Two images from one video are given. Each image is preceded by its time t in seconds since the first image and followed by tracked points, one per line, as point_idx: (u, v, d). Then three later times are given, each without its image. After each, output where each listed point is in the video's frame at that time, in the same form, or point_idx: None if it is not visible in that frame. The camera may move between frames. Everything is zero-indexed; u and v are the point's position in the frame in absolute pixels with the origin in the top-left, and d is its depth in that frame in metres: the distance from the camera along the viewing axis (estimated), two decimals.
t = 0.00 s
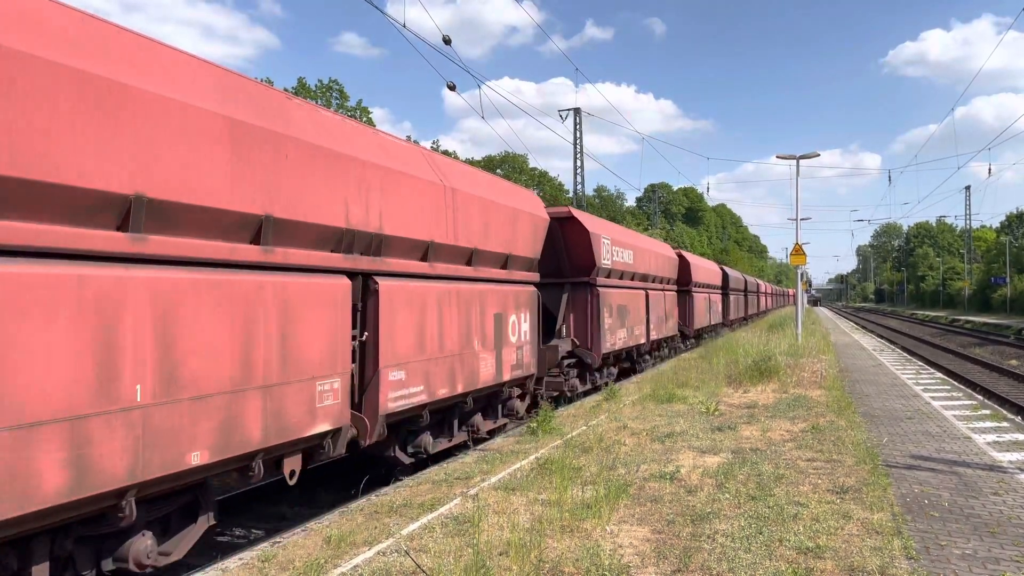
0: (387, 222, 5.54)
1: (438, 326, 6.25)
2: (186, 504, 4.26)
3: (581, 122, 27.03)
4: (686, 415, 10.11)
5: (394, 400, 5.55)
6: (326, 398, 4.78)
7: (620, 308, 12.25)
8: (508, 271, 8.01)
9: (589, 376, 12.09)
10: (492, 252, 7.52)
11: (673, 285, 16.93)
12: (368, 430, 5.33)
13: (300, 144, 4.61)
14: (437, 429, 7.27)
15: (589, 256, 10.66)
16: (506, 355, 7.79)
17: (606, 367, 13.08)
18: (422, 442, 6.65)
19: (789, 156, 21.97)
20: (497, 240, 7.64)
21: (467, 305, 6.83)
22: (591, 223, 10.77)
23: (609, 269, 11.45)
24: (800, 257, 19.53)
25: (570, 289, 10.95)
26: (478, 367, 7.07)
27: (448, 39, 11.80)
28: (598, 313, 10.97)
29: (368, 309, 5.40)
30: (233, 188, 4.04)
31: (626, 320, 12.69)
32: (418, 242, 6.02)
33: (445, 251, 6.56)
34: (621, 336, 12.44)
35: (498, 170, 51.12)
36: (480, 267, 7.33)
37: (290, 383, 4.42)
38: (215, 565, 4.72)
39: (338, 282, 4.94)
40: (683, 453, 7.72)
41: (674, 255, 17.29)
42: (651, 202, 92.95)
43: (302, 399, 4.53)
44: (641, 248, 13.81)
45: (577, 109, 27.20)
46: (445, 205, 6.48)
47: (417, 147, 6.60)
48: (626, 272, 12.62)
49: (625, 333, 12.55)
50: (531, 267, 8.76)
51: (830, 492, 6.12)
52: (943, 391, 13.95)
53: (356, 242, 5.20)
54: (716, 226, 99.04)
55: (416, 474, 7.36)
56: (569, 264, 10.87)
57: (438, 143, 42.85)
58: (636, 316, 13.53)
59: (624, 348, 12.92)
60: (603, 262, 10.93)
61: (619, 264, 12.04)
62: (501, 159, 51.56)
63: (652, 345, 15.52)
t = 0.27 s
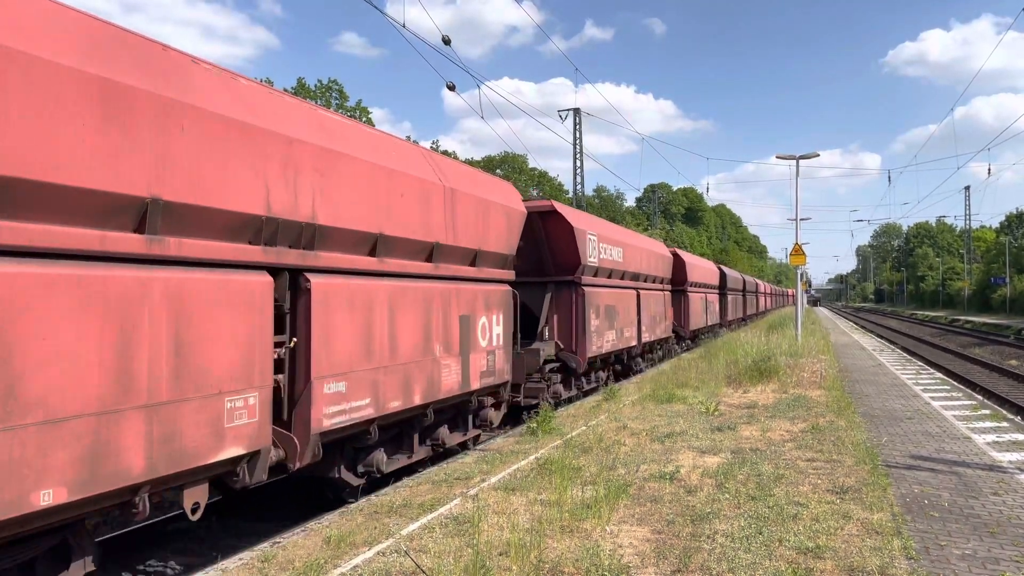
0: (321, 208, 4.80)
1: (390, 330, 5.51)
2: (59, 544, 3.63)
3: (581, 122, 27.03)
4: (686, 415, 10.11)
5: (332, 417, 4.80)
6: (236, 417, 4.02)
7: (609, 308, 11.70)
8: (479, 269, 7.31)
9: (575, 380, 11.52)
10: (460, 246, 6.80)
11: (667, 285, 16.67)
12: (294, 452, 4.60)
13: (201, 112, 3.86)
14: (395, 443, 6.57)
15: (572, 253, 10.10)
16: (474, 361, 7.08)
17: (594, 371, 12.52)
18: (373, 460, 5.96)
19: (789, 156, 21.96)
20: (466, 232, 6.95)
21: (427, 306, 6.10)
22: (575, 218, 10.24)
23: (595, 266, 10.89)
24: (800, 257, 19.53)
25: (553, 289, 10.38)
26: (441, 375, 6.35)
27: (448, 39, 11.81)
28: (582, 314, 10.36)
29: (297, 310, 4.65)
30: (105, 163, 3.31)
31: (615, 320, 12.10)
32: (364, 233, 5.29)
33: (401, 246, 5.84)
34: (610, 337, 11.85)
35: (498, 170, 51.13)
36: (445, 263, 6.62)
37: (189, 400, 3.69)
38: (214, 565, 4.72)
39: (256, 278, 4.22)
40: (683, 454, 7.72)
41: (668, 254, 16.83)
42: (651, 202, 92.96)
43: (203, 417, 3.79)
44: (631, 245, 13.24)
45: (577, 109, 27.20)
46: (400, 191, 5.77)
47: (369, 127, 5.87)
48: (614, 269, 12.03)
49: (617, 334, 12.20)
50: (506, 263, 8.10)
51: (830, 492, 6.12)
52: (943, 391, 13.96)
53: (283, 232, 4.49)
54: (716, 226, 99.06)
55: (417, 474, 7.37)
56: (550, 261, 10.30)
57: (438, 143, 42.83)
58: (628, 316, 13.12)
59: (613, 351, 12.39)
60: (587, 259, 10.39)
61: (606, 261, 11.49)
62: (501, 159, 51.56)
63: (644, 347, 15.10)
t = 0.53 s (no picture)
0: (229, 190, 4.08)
1: (326, 335, 4.80)
2: None
3: (581, 121, 27.04)
4: (686, 415, 10.11)
5: (246, 439, 4.08)
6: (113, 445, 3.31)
7: (596, 309, 11.01)
8: (441, 266, 6.58)
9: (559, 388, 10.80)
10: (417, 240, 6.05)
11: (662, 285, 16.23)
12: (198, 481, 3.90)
13: (56, 66, 3.15)
14: (342, 462, 5.85)
15: (556, 249, 9.39)
16: (436, 368, 6.36)
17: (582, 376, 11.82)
18: (312, 482, 5.21)
19: (789, 156, 21.94)
20: (425, 223, 6.18)
21: (381, 309, 5.44)
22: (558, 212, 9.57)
23: (582, 264, 10.20)
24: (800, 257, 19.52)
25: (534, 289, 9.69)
26: (393, 385, 5.63)
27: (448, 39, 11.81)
28: (566, 315, 9.69)
29: (206, 311, 3.94)
30: (20, 141, 2.98)
31: (603, 322, 11.43)
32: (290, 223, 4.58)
33: (340, 239, 5.10)
34: (598, 340, 11.12)
35: (498, 170, 51.12)
36: (400, 257, 5.91)
37: (38, 426, 2.98)
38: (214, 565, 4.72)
39: (140, 274, 3.48)
40: (683, 454, 7.72)
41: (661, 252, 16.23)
42: (651, 202, 92.94)
43: (63, 446, 3.08)
44: (622, 242, 12.57)
45: (577, 109, 27.21)
46: (337, 174, 5.03)
47: (302, 102, 5.18)
48: (603, 267, 11.36)
49: (608, 336, 11.68)
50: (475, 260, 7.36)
51: (830, 492, 6.12)
52: (943, 391, 13.95)
53: (179, 218, 3.77)
54: (716, 226, 99.05)
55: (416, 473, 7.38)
56: (533, 257, 9.57)
57: (438, 143, 42.80)
58: (619, 317, 12.51)
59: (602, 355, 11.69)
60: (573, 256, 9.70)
61: (593, 258, 10.81)
62: (501, 159, 51.56)
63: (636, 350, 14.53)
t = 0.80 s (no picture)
0: (101, 165, 3.31)
1: (237, 343, 4.05)
2: None
3: (581, 121, 27.05)
4: (686, 415, 10.11)
5: (123, 473, 3.34)
6: None
7: (580, 309, 10.34)
8: (395, 263, 5.79)
9: (541, 394, 10.12)
10: (360, 231, 5.26)
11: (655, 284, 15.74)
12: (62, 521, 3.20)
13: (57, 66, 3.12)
14: (275, 486, 5.14)
15: (534, 245, 8.70)
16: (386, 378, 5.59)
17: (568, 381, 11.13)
18: (231, 512, 4.48)
19: (789, 156, 21.92)
20: (370, 212, 5.38)
21: (316, 313, 4.72)
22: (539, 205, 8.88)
23: (564, 261, 9.53)
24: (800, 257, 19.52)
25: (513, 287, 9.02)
26: (330, 398, 4.87)
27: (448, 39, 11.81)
28: (547, 315, 9.02)
29: (68, 311, 3.20)
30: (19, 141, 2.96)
31: (589, 322, 10.78)
32: (191, 211, 3.83)
33: (349, 240, 5.19)
34: (583, 342, 10.46)
35: (498, 170, 51.14)
36: (342, 251, 5.15)
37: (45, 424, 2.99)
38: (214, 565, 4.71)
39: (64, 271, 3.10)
40: (683, 453, 7.72)
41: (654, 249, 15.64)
42: (651, 202, 92.97)
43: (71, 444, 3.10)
44: (609, 238, 11.89)
45: (577, 110, 27.22)
46: (257, 153, 4.28)
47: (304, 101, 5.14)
48: (588, 265, 10.69)
49: (597, 336, 11.15)
50: (437, 255, 6.56)
51: (830, 492, 6.12)
52: (943, 391, 13.95)
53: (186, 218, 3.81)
54: (716, 226, 99.08)
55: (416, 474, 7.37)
56: (510, 253, 8.87)
57: (438, 143, 42.81)
58: (608, 316, 11.90)
59: (587, 358, 11.00)
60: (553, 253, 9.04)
61: (577, 255, 10.13)
62: (501, 159, 51.58)
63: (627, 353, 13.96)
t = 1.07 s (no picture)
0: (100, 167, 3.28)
1: (182, 347, 3.65)
2: None
3: (581, 122, 27.08)
4: (686, 415, 10.12)
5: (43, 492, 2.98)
6: None
7: (564, 309, 9.66)
8: (336, 259, 5.01)
9: (521, 403, 9.39)
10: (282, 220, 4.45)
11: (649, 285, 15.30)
12: None
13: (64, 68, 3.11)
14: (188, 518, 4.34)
15: (511, 241, 8.03)
16: (323, 390, 4.82)
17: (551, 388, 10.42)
18: (118, 555, 3.72)
19: (789, 157, 21.92)
20: (294, 198, 4.56)
21: (226, 316, 3.95)
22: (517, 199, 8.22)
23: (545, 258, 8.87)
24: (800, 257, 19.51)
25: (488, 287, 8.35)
26: (246, 418, 4.11)
27: (448, 39, 11.82)
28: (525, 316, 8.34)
29: None
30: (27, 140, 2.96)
31: (575, 322, 10.14)
32: (47, 189, 3.06)
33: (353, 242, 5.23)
34: (568, 346, 9.81)
35: (498, 170, 51.17)
36: (265, 244, 4.40)
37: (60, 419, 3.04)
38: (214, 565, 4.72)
39: (89, 272, 3.20)
40: (683, 454, 7.73)
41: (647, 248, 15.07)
42: (651, 203, 92.99)
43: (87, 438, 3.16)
44: (597, 235, 11.26)
45: (577, 110, 27.25)
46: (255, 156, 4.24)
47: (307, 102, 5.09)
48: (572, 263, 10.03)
49: (585, 338, 10.60)
50: (388, 252, 5.75)
51: (830, 492, 6.12)
52: (943, 391, 13.95)
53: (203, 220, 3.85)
54: (716, 227, 99.12)
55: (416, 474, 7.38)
56: (485, 249, 8.20)
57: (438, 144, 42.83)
58: (597, 317, 11.33)
59: (572, 364, 10.30)
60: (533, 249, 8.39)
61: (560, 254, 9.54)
62: (501, 159, 51.58)
63: (617, 356, 13.39)
